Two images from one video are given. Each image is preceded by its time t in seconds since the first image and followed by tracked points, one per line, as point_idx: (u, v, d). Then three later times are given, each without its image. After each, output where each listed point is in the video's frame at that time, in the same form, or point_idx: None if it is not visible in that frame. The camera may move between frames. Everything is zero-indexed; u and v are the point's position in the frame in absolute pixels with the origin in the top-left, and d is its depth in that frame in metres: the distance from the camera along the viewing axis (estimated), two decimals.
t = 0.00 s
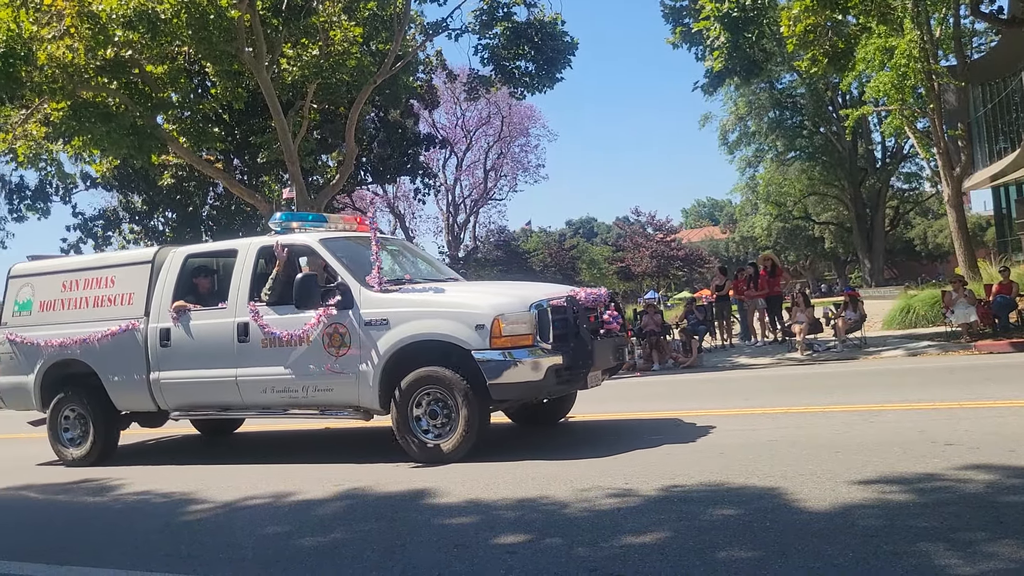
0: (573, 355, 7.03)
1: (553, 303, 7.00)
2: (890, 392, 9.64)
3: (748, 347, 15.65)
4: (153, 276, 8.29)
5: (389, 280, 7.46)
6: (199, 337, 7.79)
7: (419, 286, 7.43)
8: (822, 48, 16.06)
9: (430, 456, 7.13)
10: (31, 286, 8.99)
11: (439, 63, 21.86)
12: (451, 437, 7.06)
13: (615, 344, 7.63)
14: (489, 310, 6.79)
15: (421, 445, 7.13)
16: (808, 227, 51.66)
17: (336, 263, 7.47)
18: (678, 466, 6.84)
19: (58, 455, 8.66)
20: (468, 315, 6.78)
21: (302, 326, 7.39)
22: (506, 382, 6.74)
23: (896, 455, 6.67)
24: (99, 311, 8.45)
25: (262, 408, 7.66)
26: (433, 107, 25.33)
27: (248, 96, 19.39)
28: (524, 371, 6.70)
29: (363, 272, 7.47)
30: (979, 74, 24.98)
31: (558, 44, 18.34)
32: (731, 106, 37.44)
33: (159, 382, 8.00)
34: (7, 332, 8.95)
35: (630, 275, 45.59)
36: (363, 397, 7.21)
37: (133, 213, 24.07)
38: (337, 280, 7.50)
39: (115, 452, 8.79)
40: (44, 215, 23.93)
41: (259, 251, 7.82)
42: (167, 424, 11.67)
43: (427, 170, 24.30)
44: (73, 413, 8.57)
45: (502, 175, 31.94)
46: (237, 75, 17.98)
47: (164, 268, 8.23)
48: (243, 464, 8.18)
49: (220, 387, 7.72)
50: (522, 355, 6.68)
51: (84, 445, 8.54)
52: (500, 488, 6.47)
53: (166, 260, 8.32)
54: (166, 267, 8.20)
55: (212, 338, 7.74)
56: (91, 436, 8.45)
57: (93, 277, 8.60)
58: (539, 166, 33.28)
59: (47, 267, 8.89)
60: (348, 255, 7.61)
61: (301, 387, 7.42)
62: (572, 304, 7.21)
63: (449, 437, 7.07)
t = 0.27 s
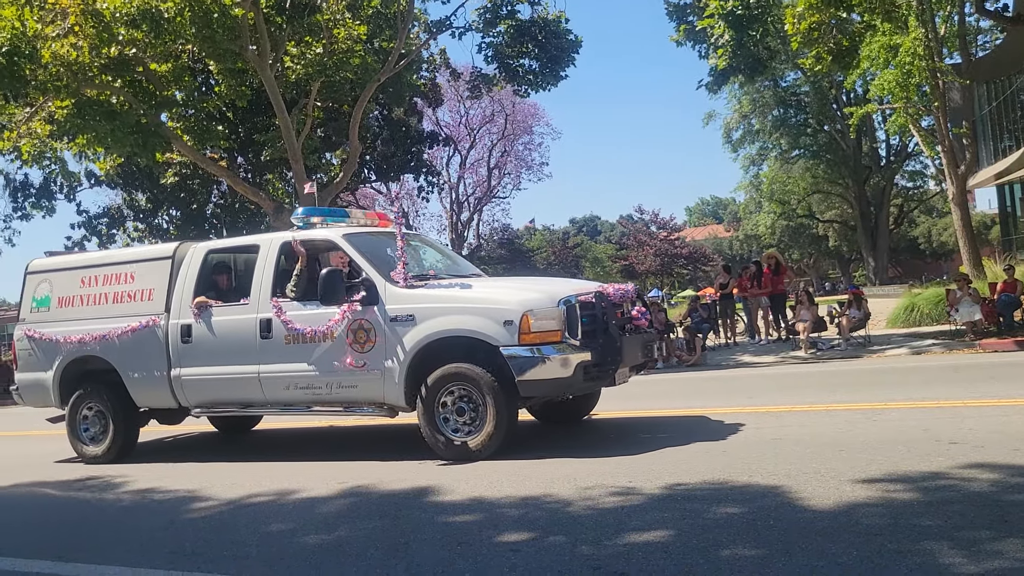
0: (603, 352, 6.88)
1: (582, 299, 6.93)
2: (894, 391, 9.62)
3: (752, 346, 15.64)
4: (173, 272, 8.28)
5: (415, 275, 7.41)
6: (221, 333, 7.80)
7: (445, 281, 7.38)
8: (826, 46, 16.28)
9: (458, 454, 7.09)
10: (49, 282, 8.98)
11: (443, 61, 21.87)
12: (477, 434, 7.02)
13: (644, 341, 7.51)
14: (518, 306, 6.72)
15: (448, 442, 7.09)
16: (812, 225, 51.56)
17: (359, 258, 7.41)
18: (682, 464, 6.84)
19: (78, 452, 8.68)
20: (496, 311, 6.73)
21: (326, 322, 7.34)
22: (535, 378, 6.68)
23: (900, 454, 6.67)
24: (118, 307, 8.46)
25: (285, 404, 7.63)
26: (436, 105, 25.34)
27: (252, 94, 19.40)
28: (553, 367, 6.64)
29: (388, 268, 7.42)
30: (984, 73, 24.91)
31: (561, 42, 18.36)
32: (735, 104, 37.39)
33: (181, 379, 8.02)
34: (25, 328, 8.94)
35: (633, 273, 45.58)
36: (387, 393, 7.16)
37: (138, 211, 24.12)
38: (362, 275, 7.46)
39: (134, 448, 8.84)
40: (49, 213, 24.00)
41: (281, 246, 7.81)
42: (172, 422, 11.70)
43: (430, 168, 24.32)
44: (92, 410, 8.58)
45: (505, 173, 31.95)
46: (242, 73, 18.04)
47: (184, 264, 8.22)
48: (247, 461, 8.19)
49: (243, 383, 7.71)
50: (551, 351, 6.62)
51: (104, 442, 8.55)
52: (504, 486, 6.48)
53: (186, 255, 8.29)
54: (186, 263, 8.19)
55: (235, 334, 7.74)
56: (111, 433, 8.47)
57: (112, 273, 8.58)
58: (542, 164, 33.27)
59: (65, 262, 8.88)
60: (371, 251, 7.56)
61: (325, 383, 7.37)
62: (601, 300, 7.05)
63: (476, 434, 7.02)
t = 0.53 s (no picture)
0: (629, 349, 6.86)
1: (609, 295, 6.88)
2: (898, 389, 9.61)
3: (755, 344, 15.63)
4: (193, 267, 8.21)
5: (438, 272, 7.38)
6: (241, 330, 7.73)
7: (469, 278, 7.33)
8: (831, 44, 15.85)
9: (484, 452, 7.05)
10: (66, 279, 8.96)
11: (446, 59, 21.87)
12: (504, 430, 6.97)
13: (670, 338, 7.46)
14: (545, 302, 6.68)
15: (473, 440, 7.03)
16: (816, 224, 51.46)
17: (383, 255, 7.39)
18: (685, 463, 6.84)
19: (96, 449, 8.68)
20: (523, 307, 6.68)
21: (349, 318, 7.27)
22: (562, 375, 6.63)
23: (904, 452, 6.66)
24: (136, 304, 8.41)
25: (306, 402, 7.56)
26: (440, 103, 25.34)
27: (256, 93, 19.41)
28: (580, 364, 6.59)
29: (412, 264, 7.38)
30: (989, 71, 24.82)
31: (565, 40, 18.30)
32: (739, 102, 37.31)
33: (200, 375, 7.97)
34: (42, 325, 8.93)
35: (637, 271, 45.56)
36: (412, 391, 7.09)
37: (142, 208, 24.16)
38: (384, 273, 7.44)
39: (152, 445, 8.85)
40: (53, 211, 24.06)
41: (303, 242, 7.76)
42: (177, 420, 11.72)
43: (434, 166, 24.30)
44: (110, 407, 8.59)
45: (509, 171, 31.95)
46: (245, 71, 18.10)
47: (204, 260, 8.18)
48: (252, 459, 8.21)
49: (263, 380, 7.64)
50: (578, 348, 6.57)
51: (122, 439, 8.55)
52: (507, 484, 6.48)
53: (206, 251, 8.26)
54: (206, 259, 8.15)
55: (255, 331, 7.67)
56: (129, 430, 8.47)
57: (130, 268, 8.54)
58: (546, 162, 33.23)
59: (83, 258, 8.85)
60: (394, 248, 7.53)
61: (348, 380, 7.30)
62: (628, 297, 7.06)
63: (502, 431, 6.99)
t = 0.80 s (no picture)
0: (653, 346, 6.82)
1: (633, 291, 6.83)
2: (900, 388, 9.61)
3: (757, 342, 15.63)
4: (210, 264, 8.24)
5: (460, 268, 7.34)
6: (259, 327, 7.71)
7: (491, 274, 7.29)
8: (834, 42, 15.99)
9: (508, 450, 7.00)
10: (82, 275, 8.99)
11: (449, 57, 21.87)
12: (528, 428, 6.92)
13: (695, 334, 7.42)
14: (569, 299, 6.64)
15: (497, 438, 6.99)
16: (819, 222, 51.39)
17: (403, 250, 7.35)
18: (688, 461, 6.84)
19: (113, 446, 8.69)
20: (547, 304, 6.63)
21: (369, 315, 7.25)
22: (587, 373, 6.58)
23: (906, 451, 6.65)
24: (153, 300, 8.43)
25: (326, 399, 7.55)
26: (442, 101, 25.33)
27: (258, 91, 19.43)
28: (605, 362, 6.53)
29: (432, 260, 7.35)
30: (992, 69, 24.77)
31: (568, 38, 18.31)
32: (742, 100, 37.25)
33: (218, 372, 7.96)
34: (57, 321, 8.97)
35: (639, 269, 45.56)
36: (433, 388, 7.07)
37: (144, 206, 24.20)
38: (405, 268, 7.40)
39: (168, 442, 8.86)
40: (56, 209, 24.11)
41: (321, 237, 7.73)
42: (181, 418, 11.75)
43: (436, 164, 24.31)
44: (126, 404, 8.60)
45: (511, 169, 31.95)
46: (248, 69, 18.15)
47: (221, 256, 8.17)
48: (255, 458, 8.22)
49: (282, 377, 7.62)
50: (603, 345, 6.51)
51: (139, 436, 8.57)
52: (509, 483, 6.49)
53: (222, 247, 8.25)
54: (223, 255, 8.14)
55: (274, 327, 7.65)
56: (146, 427, 8.47)
57: (146, 265, 8.56)
58: (548, 160, 33.20)
59: (99, 255, 8.87)
60: (414, 243, 7.49)
61: (368, 377, 7.28)
62: (653, 293, 7.05)
63: (525, 428, 6.94)
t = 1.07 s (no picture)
0: (678, 343, 6.80)
1: (657, 287, 6.79)
2: (905, 385, 9.59)
3: (762, 340, 15.61)
4: (228, 259, 8.24)
5: (481, 264, 7.31)
6: (278, 323, 7.72)
7: (513, 269, 7.26)
8: (840, 40, 15.95)
9: (532, 447, 6.94)
10: (97, 272, 9.00)
11: (453, 55, 21.85)
12: (552, 424, 6.87)
13: (720, 331, 7.40)
14: (594, 294, 6.60)
15: (520, 434, 6.95)
16: (824, 220, 51.27)
17: (424, 245, 7.32)
18: (692, 459, 6.83)
19: (129, 443, 8.70)
20: (571, 300, 6.60)
21: (390, 311, 7.25)
22: (612, 369, 6.55)
23: (911, 449, 6.64)
24: (170, 296, 8.44)
25: (346, 396, 7.56)
26: (447, 99, 25.32)
27: (263, 88, 19.44)
28: (631, 358, 6.50)
29: (454, 256, 7.33)
30: (998, 66, 24.66)
31: (572, 35, 18.26)
32: (746, 97, 37.15)
33: (236, 369, 7.97)
34: (73, 317, 9.00)
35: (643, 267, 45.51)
36: (455, 385, 7.07)
37: (149, 204, 24.24)
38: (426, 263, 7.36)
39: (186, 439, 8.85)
40: (60, 207, 24.16)
41: (341, 233, 7.72)
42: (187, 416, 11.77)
43: (441, 162, 24.31)
44: (143, 401, 8.62)
45: (516, 167, 31.91)
46: (252, 67, 18.18)
47: (239, 251, 8.18)
48: (260, 455, 8.24)
49: (301, 374, 7.64)
50: (628, 341, 6.48)
51: (156, 432, 8.57)
52: (512, 480, 6.49)
53: (240, 243, 8.25)
54: (241, 251, 8.15)
55: (293, 324, 7.65)
56: (163, 424, 8.47)
57: (163, 261, 8.57)
58: (553, 157, 33.15)
59: (115, 251, 8.88)
60: (434, 238, 7.47)
61: (389, 374, 7.29)
62: (677, 289, 6.99)
63: (549, 425, 6.89)
